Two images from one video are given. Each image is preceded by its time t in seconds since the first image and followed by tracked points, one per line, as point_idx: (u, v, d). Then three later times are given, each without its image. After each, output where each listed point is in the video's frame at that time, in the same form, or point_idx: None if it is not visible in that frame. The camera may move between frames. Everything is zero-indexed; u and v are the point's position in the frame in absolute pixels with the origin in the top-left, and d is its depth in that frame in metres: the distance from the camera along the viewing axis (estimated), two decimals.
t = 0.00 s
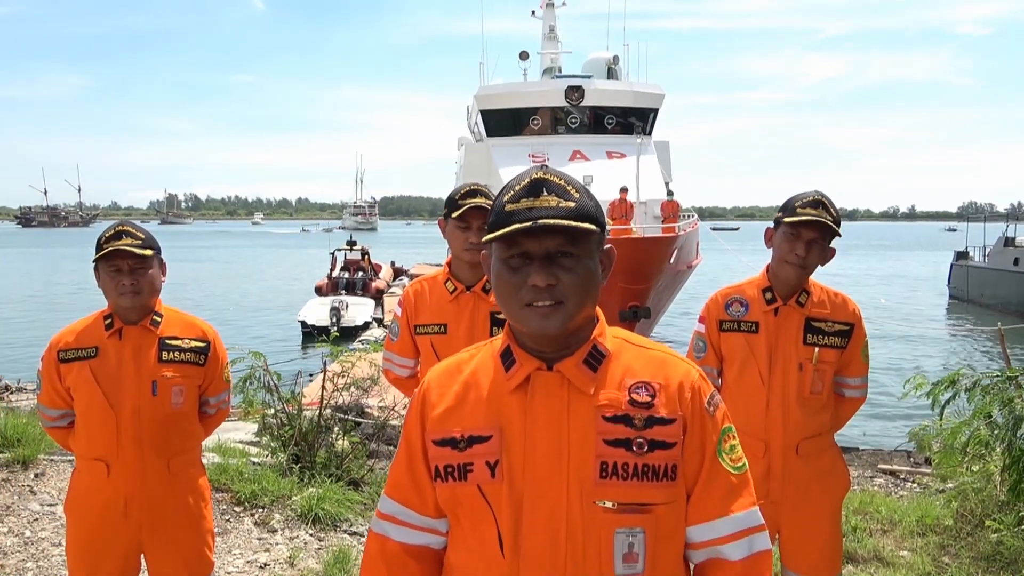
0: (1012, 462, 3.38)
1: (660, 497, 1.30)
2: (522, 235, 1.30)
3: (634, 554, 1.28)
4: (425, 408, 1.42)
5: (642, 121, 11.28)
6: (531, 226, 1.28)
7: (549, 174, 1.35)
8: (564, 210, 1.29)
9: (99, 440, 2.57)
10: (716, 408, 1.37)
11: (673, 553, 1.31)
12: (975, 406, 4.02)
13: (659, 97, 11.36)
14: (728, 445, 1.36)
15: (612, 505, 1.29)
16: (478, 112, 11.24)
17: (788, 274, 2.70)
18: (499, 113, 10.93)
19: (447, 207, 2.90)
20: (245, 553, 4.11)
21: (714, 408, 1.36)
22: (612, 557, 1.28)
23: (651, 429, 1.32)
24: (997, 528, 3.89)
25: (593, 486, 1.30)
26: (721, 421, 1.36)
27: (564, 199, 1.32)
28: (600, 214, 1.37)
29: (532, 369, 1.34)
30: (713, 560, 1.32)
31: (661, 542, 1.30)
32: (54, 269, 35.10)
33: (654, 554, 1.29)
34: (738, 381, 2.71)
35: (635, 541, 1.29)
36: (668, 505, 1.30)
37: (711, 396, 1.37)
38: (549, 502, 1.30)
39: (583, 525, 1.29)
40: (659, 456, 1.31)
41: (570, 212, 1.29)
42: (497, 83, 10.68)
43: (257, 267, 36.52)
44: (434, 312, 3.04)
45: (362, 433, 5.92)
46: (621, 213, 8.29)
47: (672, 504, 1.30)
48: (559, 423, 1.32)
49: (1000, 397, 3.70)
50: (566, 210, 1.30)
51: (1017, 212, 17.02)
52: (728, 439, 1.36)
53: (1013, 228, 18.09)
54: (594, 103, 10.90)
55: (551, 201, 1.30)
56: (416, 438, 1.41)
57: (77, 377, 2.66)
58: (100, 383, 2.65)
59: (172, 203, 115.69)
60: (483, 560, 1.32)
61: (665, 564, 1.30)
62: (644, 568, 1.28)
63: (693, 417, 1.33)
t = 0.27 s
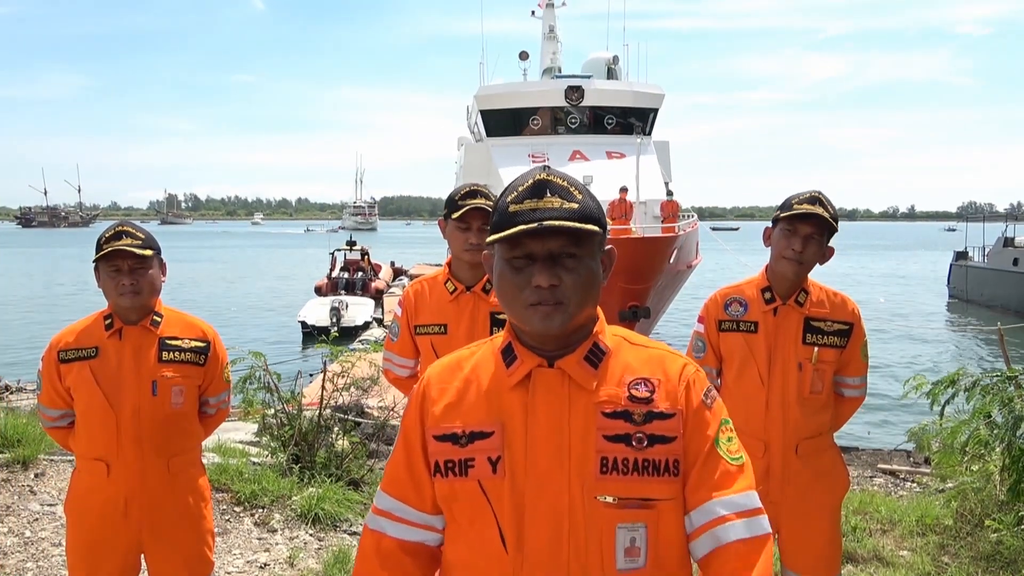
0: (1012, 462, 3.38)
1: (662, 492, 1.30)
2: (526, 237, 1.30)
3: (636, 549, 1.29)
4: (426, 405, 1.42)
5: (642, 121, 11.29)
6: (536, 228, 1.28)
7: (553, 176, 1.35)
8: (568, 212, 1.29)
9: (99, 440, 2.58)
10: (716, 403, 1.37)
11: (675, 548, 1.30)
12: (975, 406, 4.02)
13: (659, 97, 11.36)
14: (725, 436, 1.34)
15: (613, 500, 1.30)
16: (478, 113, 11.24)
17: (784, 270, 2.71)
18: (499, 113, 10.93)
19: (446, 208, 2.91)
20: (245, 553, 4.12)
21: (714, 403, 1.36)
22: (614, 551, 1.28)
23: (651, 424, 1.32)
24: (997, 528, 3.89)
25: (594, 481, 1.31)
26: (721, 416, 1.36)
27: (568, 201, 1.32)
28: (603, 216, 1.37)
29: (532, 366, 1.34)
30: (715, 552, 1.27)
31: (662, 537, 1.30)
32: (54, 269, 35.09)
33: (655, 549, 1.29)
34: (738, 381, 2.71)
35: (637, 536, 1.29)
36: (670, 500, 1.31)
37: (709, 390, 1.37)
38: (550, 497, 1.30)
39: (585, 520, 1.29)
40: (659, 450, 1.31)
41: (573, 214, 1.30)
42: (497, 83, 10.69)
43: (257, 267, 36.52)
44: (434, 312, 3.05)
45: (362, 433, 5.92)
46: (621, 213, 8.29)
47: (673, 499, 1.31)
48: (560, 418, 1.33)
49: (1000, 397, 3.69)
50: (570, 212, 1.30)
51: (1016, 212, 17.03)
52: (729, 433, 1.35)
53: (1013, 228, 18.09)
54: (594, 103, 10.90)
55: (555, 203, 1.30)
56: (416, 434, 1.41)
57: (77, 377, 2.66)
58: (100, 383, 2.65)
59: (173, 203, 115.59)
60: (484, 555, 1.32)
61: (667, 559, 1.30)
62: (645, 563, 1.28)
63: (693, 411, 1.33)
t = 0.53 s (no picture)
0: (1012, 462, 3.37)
1: (656, 495, 1.30)
2: (521, 235, 1.30)
3: (629, 552, 1.28)
4: (422, 407, 1.42)
5: (642, 121, 11.29)
6: (530, 226, 1.28)
7: (548, 174, 1.35)
8: (562, 209, 1.29)
9: (99, 440, 2.57)
10: (712, 406, 1.36)
11: (669, 552, 1.30)
12: (975, 406, 4.02)
13: (659, 97, 11.36)
14: (725, 441, 1.34)
15: (606, 503, 1.30)
16: (478, 113, 11.24)
17: (784, 269, 2.71)
18: (499, 113, 10.93)
19: (446, 208, 2.91)
20: (244, 553, 4.12)
21: (710, 406, 1.36)
22: (607, 554, 1.28)
23: (646, 427, 1.32)
24: (997, 528, 3.89)
25: (589, 483, 1.30)
26: (717, 419, 1.36)
27: (563, 199, 1.32)
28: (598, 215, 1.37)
29: (527, 368, 1.34)
30: (716, 554, 1.28)
31: (656, 541, 1.30)
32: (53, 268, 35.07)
33: (649, 552, 1.29)
34: (737, 381, 2.71)
35: (630, 539, 1.29)
36: (664, 504, 1.30)
37: (707, 395, 1.37)
38: (544, 500, 1.30)
39: (578, 523, 1.29)
40: (654, 453, 1.31)
41: (568, 212, 1.30)
42: (497, 83, 10.69)
43: (256, 267, 36.51)
44: (434, 312, 3.04)
45: (362, 433, 5.92)
46: (621, 213, 8.29)
47: (668, 502, 1.30)
48: (555, 420, 1.32)
49: (999, 397, 3.69)
50: (565, 210, 1.30)
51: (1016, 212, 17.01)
52: (726, 437, 1.35)
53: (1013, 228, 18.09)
54: (594, 103, 10.90)
55: (550, 201, 1.31)
56: (412, 436, 1.41)
57: (77, 377, 2.66)
58: (100, 383, 2.65)
59: (172, 203, 115.58)
60: (479, 557, 1.32)
61: (661, 562, 1.29)
62: (638, 566, 1.28)
63: (688, 415, 1.33)
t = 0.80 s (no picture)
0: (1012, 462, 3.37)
1: (652, 498, 1.30)
2: (515, 237, 1.30)
3: (624, 556, 1.28)
4: (418, 410, 1.42)
5: (642, 121, 11.29)
6: (524, 227, 1.28)
7: (541, 176, 1.35)
8: (556, 211, 1.29)
9: (99, 440, 2.57)
10: (708, 410, 1.36)
11: (664, 555, 1.30)
12: (975, 406, 4.02)
13: (660, 97, 11.36)
14: (720, 446, 1.35)
15: (602, 506, 1.29)
16: (478, 113, 11.24)
17: (784, 269, 2.71)
18: (499, 113, 10.94)
19: (445, 209, 2.91)
20: (244, 553, 4.11)
21: (706, 409, 1.36)
22: (603, 557, 1.28)
23: (643, 430, 1.31)
24: (997, 528, 3.90)
25: (584, 485, 1.30)
26: (713, 423, 1.36)
27: (556, 200, 1.32)
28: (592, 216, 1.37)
29: (523, 370, 1.34)
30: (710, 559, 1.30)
31: (652, 544, 1.30)
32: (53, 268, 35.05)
33: (644, 555, 1.29)
34: (736, 381, 2.71)
35: (625, 543, 1.28)
36: (660, 507, 1.30)
37: (704, 399, 1.37)
38: (540, 502, 1.30)
39: (574, 526, 1.29)
40: (650, 456, 1.31)
41: (562, 213, 1.29)
42: (497, 83, 10.69)
43: (256, 267, 36.51)
44: (434, 312, 3.04)
45: (362, 433, 5.91)
46: (621, 213, 8.29)
47: (663, 505, 1.30)
48: (551, 423, 1.32)
49: (999, 397, 3.69)
50: (559, 211, 1.30)
51: (1016, 212, 17.01)
52: (722, 441, 1.36)
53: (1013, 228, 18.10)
54: (594, 103, 10.90)
55: (544, 202, 1.30)
56: (408, 440, 1.41)
57: (77, 376, 2.66)
58: (100, 382, 2.65)
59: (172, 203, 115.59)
60: (475, 560, 1.32)
61: (656, 566, 1.29)
62: (633, 569, 1.28)
63: (685, 418, 1.33)
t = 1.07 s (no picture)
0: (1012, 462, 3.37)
1: (647, 497, 1.30)
2: (509, 234, 1.30)
3: (620, 555, 1.28)
4: (413, 411, 1.42)
5: (642, 120, 11.29)
6: (519, 224, 1.29)
7: (536, 173, 1.35)
8: (551, 207, 1.30)
9: (99, 440, 2.57)
10: (702, 408, 1.37)
11: (660, 554, 1.30)
12: (974, 406, 4.03)
13: (660, 97, 11.36)
14: (715, 445, 1.36)
15: (598, 505, 1.30)
16: (478, 113, 11.24)
17: (784, 269, 2.71)
18: (499, 113, 10.94)
19: (444, 209, 2.91)
20: (244, 553, 4.12)
21: (701, 408, 1.36)
22: (599, 556, 1.28)
23: (638, 429, 1.32)
24: (997, 529, 3.90)
25: (580, 484, 1.30)
26: (708, 422, 1.36)
27: (551, 197, 1.32)
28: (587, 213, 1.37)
29: (518, 369, 1.34)
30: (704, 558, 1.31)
31: (648, 543, 1.30)
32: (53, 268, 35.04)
33: (640, 554, 1.29)
34: (736, 381, 2.71)
35: (621, 542, 1.28)
36: (655, 506, 1.30)
37: (698, 398, 1.38)
38: (536, 501, 1.30)
39: (570, 525, 1.29)
40: (646, 455, 1.31)
41: (557, 209, 1.30)
42: (496, 83, 10.69)
43: (256, 267, 36.51)
44: (434, 312, 3.04)
45: (362, 433, 5.91)
46: (621, 213, 8.30)
47: (659, 504, 1.30)
48: (546, 421, 1.32)
49: (999, 397, 3.69)
50: (554, 208, 1.30)
51: (1016, 212, 17.02)
52: (716, 440, 1.36)
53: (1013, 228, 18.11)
54: (594, 103, 10.90)
55: (539, 199, 1.31)
56: (403, 441, 1.41)
57: (77, 377, 2.66)
58: (100, 382, 2.65)
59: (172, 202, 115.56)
60: (471, 559, 1.32)
61: (652, 565, 1.29)
62: (629, 568, 1.28)
63: (680, 417, 1.33)
